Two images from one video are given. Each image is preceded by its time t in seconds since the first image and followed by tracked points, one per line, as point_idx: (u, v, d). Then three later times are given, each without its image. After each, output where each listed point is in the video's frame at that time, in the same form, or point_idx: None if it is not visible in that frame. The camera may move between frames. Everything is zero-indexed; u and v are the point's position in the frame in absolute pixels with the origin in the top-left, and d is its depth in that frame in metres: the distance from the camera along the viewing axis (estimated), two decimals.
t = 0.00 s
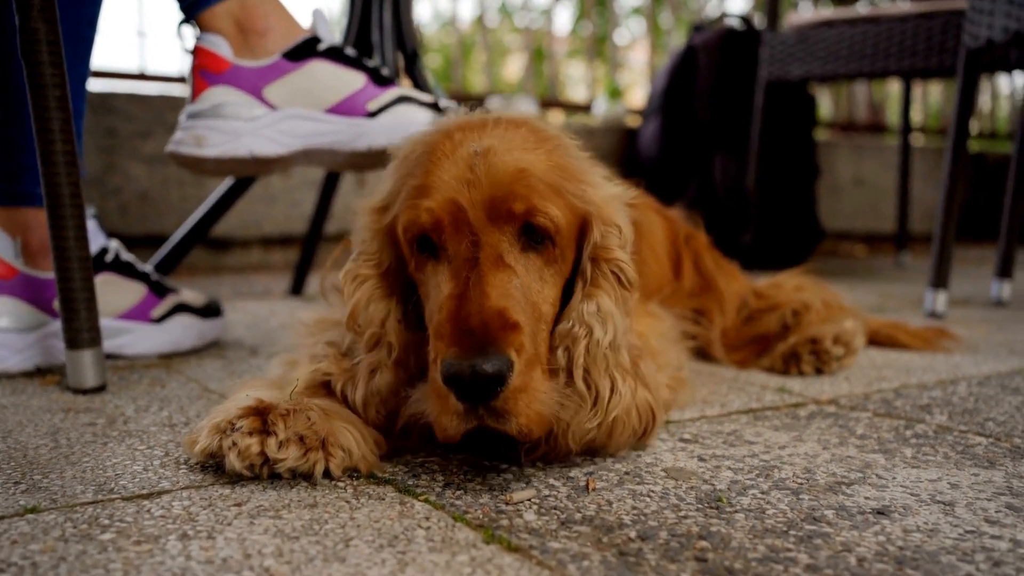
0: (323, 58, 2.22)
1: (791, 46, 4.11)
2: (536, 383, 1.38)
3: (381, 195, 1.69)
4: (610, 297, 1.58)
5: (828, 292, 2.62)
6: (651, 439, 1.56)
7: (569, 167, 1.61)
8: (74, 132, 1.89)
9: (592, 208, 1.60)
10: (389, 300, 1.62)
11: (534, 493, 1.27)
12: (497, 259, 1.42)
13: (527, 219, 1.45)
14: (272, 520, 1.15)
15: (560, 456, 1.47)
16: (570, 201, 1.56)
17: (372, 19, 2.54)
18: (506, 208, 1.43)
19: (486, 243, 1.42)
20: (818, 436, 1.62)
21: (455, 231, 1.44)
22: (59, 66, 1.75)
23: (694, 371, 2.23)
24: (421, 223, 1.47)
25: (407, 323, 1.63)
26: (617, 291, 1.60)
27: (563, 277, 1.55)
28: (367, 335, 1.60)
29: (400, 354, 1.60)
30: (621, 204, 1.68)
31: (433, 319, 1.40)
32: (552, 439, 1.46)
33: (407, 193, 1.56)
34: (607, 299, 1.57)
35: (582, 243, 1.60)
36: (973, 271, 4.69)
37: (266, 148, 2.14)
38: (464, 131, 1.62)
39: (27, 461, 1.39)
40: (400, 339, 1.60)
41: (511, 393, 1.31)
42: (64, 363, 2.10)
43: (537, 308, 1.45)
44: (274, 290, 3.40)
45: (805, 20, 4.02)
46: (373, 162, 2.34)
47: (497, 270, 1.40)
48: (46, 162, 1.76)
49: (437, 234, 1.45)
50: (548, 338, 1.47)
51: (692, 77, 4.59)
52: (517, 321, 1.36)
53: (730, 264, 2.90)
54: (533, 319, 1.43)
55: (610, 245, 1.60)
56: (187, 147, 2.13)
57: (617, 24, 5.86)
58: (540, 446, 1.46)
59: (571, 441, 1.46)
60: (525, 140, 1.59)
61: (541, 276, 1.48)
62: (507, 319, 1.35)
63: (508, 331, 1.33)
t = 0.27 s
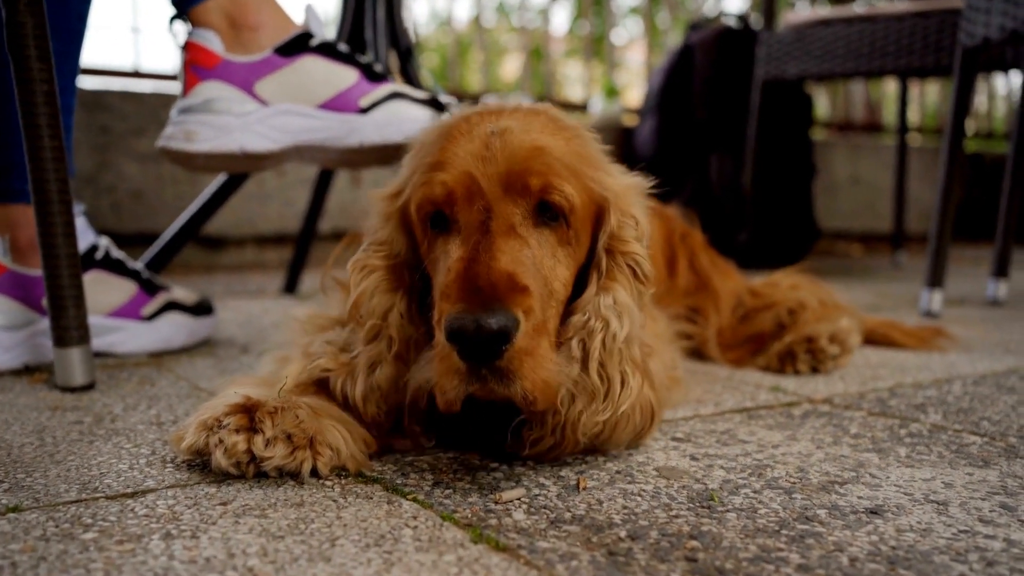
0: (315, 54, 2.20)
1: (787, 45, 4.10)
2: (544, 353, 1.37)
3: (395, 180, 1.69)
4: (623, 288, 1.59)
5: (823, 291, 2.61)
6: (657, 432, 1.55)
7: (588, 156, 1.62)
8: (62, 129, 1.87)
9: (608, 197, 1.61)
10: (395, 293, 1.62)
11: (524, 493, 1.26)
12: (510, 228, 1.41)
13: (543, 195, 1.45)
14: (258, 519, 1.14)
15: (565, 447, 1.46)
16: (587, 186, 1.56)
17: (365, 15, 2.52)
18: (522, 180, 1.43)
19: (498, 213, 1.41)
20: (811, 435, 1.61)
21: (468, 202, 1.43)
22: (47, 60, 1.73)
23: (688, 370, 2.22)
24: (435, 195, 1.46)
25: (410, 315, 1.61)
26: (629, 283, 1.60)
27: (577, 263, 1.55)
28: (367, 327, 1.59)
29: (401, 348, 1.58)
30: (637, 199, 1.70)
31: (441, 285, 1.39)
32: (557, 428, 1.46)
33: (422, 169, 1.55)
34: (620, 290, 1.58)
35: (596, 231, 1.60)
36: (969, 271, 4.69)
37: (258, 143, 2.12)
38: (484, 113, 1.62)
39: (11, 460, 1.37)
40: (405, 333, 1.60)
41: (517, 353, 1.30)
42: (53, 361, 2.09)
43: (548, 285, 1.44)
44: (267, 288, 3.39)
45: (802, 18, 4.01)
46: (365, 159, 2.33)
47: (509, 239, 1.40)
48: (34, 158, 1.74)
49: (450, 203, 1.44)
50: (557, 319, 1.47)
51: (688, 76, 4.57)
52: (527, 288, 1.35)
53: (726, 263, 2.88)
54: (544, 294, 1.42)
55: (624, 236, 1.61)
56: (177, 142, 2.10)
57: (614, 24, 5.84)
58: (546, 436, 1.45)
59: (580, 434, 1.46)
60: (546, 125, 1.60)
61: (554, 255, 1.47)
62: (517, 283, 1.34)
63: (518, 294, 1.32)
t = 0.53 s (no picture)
0: (311, 49, 2.18)
1: (787, 43, 4.08)
2: (530, 361, 1.36)
3: (379, 181, 1.68)
4: (611, 288, 1.58)
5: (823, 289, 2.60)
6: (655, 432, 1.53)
7: (572, 155, 1.62)
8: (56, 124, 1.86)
9: (593, 197, 1.60)
10: (387, 289, 1.60)
11: (519, 491, 1.24)
12: (493, 233, 1.40)
13: (526, 197, 1.44)
14: (249, 516, 1.12)
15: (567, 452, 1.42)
16: (571, 186, 1.56)
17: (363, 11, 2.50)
18: (504, 183, 1.42)
19: (481, 218, 1.40)
20: (810, 433, 1.60)
21: (450, 206, 1.42)
22: (40, 55, 1.72)
23: (687, 368, 2.20)
24: (417, 200, 1.45)
25: (406, 315, 1.60)
26: (617, 282, 1.60)
27: (563, 264, 1.54)
28: (362, 327, 1.57)
29: (400, 343, 1.57)
30: (623, 197, 1.70)
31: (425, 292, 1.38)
32: (557, 432, 1.42)
33: (403, 172, 1.54)
34: (609, 290, 1.57)
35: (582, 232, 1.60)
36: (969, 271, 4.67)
37: (253, 139, 2.11)
38: (464, 114, 1.61)
39: (1, 457, 1.36)
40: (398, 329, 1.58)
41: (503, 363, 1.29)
42: (46, 359, 2.08)
43: (534, 289, 1.42)
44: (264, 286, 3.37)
45: (801, 16, 4.00)
46: (361, 155, 2.31)
47: (492, 244, 1.38)
48: (27, 153, 1.73)
49: (432, 208, 1.43)
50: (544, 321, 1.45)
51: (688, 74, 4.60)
52: (512, 297, 1.34)
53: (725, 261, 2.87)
54: (530, 298, 1.41)
55: (611, 236, 1.61)
56: (172, 137, 2.09)
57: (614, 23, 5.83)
58: (546, 442, 1.41)
59: (580, 438, 1.43)
60: (528, 125, 1.59)
61: (539, 258, 1.46)
62: (501, 290, 1.32)
63: (502, 302, 1.31)
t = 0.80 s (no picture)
0: (306, 47, 2.17)
1: (784, 42, 4.07)
2: (532, 376, 1.34)
3: (380, 185, 1.67)
4: (615, 294, 1.56)
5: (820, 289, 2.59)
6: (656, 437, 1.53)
7: (574, 160, 1.60)
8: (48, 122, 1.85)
9: (597, 202, 1.58)
10: (386, 291, 1.59)
11: (513, 491, 1.23)
12: (495, 246, 1.38)
13: (526, 209, 1.42)
14: (240, 517, 1.11)
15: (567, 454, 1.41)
16: (574, 194, 1.54)
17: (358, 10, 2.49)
18: (504, 195, 1.41)
19: (483, 231, 1.39)
20: (807, 434, 1.59)
21: (452, 218, 1.41)
22: (31, 51, 1.70)
23: (683, 368, 2.19)
24: (419, 211, 1.45)
25: (405, 314, 1.60)
26: (622, 287, 1.58)
27: (566, 272, 1.53)
28: (361, 329, 1.56)
29: (399, 346, 1.56)
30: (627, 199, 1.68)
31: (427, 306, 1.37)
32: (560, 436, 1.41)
33: (405, 182, 1.53)
34: (613, 296, 1.55)
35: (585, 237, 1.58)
36: (966, 271, 4.67)
37: (248, 137, 2.09)
38: (466, 120, 1.60)
39: None
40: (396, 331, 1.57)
41: (505, 379, 1.28)
42: (38, 358, 2.06)
43: (536, 299, 1.41)
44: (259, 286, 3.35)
45: (798, 16, 3.99)
46: (356, 154, 2.30)
47: (494, 258, 1.37)
48: (18, 150, 1.71)
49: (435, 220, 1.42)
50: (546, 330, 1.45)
51: (686, 73, 4.59)
52: (514, 311, 1.33)
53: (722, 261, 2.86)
54: (532, 310, 1.40)
55: (615, 240, 1.59)
56: (166, 136, 2.08)
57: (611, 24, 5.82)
58: (549, 445, 1.40)
59: (583, 442, 1.42)
60: (529, 132, 1.57)
61: (542, 268, 1.45)
62: (503, 306, 1.32)
63: (503, 318, 1.30)
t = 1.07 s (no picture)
0: (310, 43, 2.16)
1: (786, 41, 4.06)
2: (502, 371, 1.33)
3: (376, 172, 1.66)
4: (606, 286, 1.52)
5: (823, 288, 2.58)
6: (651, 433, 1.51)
7: (567, 149, 1.56)
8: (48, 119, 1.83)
9: (590, 192, 1.54)
10: (383, 282, 1.56)
11: (516, 489, 1.22)
12: (472, 239, 1.36)
13: (508, 200, 1.39)
14: (242, 515, 1.10)
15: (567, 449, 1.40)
16: (564, 184, 1.50)
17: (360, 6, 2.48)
18: (484, 185, 1.38)
19: (460, 224, 1.37)
20: (811, 432, 1.58)
21: (432, 209, 1.40)
22: (31, 47, 1.69)
23: (686, 367, 2.18)
24: (402, 201, 1.43)
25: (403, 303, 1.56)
26: (612, 279, 1.54)
27: (556, 263, 1.49)
28: (360, 319, 1.55)
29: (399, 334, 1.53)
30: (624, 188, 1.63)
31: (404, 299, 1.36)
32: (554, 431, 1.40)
33: (394, 169, 1.52)
34: (603, 288, 1.51)
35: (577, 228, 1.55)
36: (968, 270, 4.66)
37: (250, 132, 2.08)
38: (458, 107, 1.57)
39: None
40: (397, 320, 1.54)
41: (473, 374, 1.27)
42: (39, 356, 2.05)
43: (516, 292, 1.38)
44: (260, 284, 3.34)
45: (800, 14, 3.99)
46: (359, 150, 2.28)
47: (469, 252, 1.35)
48: (17, 147, 1.70)
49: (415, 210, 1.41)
50: (529, 322, 1.42)
51: (687, 73, 4.58)
52: (485, 306, 1.31)
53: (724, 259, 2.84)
54: (510, 304, 1.37)
55: (609, 231, 1.54)
56: (168, 130, 2.08)
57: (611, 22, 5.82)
58: (548, 442, 1.39)
59: (582, 437, 1.41)
60: (520, 120, 1.53)
61: (525, 260, 1.42)
62: (471, 301, 1.30)
63: (471, 314, 1.28)
